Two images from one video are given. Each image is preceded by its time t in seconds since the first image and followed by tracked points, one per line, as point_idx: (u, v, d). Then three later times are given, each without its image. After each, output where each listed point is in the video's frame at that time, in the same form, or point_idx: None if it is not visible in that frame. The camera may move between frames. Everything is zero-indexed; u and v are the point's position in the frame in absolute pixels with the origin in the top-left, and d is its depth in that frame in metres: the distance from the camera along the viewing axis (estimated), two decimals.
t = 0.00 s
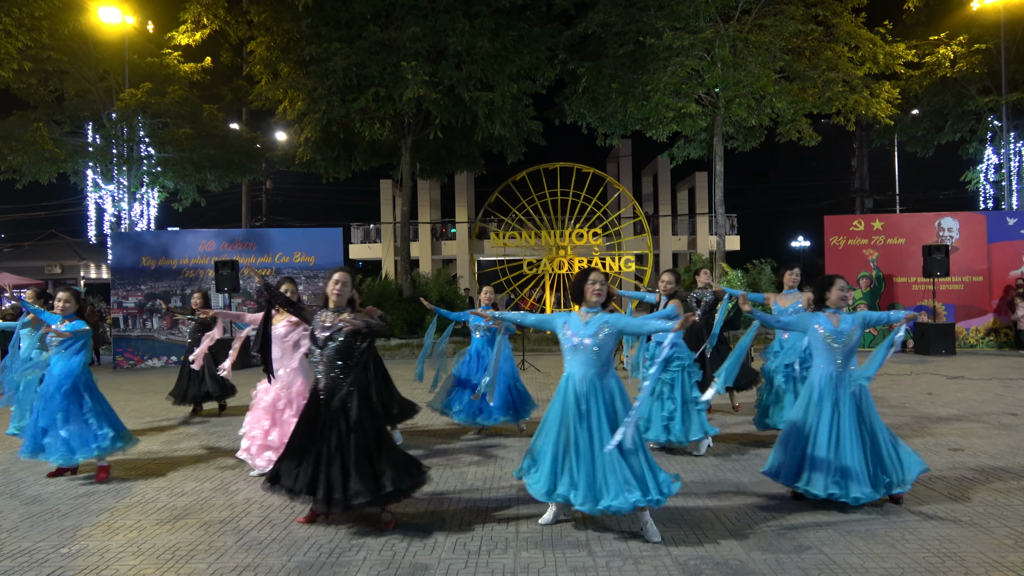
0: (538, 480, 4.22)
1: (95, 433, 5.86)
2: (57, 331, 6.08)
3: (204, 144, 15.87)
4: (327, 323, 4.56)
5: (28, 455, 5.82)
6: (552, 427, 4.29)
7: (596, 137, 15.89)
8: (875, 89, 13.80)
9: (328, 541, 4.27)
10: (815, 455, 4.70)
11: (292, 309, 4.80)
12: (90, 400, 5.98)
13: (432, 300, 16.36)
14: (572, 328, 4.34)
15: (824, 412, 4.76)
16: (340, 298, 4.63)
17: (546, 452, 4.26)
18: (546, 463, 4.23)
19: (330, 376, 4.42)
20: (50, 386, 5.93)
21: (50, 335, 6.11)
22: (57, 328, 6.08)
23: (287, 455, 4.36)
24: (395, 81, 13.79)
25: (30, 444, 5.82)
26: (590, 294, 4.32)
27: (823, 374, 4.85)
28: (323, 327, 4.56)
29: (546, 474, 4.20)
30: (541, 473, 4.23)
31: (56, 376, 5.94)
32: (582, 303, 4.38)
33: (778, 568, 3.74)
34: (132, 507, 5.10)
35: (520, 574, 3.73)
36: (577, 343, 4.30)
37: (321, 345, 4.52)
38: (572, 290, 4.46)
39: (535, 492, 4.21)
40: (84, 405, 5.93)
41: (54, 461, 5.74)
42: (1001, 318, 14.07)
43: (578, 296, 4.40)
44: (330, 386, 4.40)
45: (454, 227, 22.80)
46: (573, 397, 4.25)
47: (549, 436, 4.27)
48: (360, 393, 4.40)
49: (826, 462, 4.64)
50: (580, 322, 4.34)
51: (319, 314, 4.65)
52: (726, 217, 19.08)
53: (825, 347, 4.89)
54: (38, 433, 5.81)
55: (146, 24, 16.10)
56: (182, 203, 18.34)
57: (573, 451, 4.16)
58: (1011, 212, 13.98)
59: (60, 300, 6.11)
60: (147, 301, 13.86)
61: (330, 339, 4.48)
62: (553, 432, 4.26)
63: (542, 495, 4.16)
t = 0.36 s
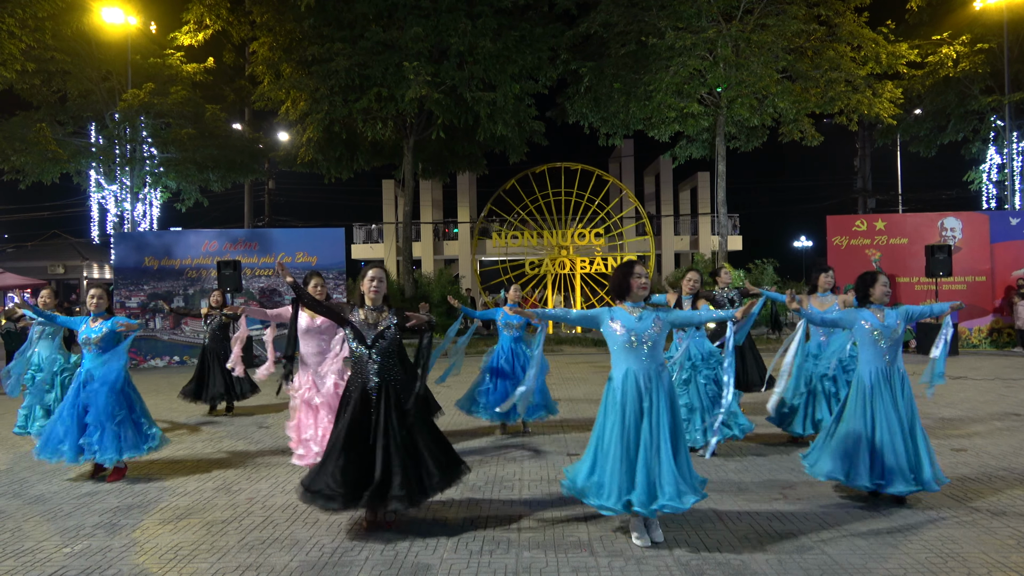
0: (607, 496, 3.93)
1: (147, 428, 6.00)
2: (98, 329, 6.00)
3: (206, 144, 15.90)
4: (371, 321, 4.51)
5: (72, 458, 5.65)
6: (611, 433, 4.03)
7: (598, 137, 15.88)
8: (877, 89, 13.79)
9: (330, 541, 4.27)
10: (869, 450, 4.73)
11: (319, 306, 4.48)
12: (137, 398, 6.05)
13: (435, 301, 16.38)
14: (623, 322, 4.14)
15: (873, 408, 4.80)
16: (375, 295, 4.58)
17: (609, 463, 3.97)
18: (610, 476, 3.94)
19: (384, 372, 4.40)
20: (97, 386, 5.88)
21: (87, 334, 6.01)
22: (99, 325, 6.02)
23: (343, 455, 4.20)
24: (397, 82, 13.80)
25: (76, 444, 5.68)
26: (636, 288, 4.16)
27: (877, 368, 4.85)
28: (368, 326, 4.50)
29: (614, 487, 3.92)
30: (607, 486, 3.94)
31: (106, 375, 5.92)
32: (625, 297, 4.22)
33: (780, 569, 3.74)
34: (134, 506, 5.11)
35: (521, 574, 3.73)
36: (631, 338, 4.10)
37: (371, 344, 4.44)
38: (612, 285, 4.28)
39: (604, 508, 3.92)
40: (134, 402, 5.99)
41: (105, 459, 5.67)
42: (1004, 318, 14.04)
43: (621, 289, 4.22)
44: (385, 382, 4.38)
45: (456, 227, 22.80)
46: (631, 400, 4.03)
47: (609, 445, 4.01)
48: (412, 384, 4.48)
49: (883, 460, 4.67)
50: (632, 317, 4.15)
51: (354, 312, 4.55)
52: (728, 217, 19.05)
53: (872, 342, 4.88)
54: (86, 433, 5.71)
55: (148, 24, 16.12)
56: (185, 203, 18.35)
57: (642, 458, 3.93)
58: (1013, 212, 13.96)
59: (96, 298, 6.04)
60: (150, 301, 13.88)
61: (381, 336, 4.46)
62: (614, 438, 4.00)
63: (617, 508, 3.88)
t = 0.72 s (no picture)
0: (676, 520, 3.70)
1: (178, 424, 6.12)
2: (123, 331, 5.96)
3: (206, 144, 15.90)
4: (413, 323, 4.47)
5: (113, 461, 5.67)
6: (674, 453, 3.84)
7: (597, 137, 15.87)
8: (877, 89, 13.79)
9: (330, 541, 4.27)
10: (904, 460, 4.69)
11: (352, 312, 4.40)
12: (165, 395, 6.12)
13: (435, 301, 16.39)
14: (676, 339, 3.93)
15: (906, 408, 4.78)
16: (409, 299, 4.55)
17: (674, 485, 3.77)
18: (678, 497, 3.74)
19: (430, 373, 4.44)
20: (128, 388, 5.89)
21: (113, 338, 5.93)
22: (122, 328, 5.97)
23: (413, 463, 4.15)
24: (397, 82, 13.80)
25: (115, 446, 5.70)
26: (676, 306, 4.03)
27: (905, 374, 4.85)
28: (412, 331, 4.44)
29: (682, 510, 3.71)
30: (677, 509, 3.72)
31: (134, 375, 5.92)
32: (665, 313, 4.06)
33: (781, 569, 3.73)
34: (133, 507, 5.10)
35: (521, 574, 3.73)
36: (687, 354, 3.91)
37: (418, 347, 4.42)
38: (650, 301, 4.12)
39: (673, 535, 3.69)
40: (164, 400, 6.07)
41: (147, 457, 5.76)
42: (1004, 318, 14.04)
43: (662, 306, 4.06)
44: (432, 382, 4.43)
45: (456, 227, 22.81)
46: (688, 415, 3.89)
47: (673, 464, 3.82)
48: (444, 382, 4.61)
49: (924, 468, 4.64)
50: (681, 334, 3.97)
51: (394, 317, 4.47)
52: (728, 217, 19.05)
53: (905, 346, 4.87)
54: (124, 434, 5.73)
55: (147, 23, 16.13)
56: (185, 203, 18.36)
57: (712, 474, 3.77)
58: (1014, 212, 13.94)
59: (117, 302, 5.97)
60: (150, 301, 13.88)
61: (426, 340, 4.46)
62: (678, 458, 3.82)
63: (687, 539, 3.65)
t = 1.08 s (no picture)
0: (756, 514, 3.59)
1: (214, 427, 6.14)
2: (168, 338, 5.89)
3: (206, 145, 15.91)
4: (459, 329, 4.41)
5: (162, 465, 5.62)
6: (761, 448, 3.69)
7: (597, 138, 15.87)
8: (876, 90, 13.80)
9: (329, 542, 4.27)
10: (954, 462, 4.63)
11: (402, 324, 4.27)
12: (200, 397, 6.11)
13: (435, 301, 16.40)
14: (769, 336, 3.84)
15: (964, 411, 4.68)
16: (449, 307, 4.47)
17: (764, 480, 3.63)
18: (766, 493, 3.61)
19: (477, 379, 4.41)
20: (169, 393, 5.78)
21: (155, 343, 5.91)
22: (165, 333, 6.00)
23: (483, 465, 4.10)
24: (396, 83, 13.81)
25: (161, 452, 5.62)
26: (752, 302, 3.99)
27: (968, 378, 4.75)
28: (460, 338, 4.39)
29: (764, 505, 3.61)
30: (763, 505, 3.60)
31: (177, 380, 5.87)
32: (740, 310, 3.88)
33: (780, 569, 3.73)
34: (133, 507, 5.11)
35: (520, 574, 3.74)
36: (780, 349, 3.82)
37: (467, 353, 4.37)
38: (727, 294, 3.94)
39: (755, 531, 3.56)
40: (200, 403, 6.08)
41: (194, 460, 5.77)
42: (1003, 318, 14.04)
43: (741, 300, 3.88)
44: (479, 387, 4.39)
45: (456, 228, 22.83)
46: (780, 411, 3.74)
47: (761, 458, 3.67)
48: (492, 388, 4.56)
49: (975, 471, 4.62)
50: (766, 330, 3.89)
51: (439, 325, 4.38)
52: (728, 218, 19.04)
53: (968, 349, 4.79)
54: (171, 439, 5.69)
55: (147, 24, 16.14)
56: (184, 204, 18.36)
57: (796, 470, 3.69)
58: (1013, 213, 13.94)
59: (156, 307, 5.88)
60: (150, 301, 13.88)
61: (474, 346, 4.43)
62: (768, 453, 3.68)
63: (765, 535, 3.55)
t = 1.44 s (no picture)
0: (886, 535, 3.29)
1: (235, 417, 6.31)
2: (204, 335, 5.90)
3: (205, 145, 15.90)
4: (509, 329, 4.15)
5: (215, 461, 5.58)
6: (864, 464, 3.44)
7: (597, 138, 15.87)
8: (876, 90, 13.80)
9: (329, 543, 4.27)
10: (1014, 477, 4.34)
11: (450, 330, 4.00)
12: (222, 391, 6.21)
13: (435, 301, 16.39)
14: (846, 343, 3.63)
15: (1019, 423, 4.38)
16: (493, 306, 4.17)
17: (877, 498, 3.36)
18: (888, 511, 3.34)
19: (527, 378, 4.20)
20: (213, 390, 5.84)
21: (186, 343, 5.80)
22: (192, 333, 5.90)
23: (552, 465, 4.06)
24: (396, 83, 13.83)
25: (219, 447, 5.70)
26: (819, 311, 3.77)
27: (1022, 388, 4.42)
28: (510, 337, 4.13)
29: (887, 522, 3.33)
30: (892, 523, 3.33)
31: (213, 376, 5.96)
32: (809, 316, 3.77)
33: (780, 568, 3.72)
34: (133, 507, 5.11)
35: (520, 574, 3.74)
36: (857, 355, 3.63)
37: (518, 353, 4.13)
38: (791, 304, 3.83)
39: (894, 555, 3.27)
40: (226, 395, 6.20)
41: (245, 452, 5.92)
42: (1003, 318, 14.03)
43: (807, 308, 3.77)
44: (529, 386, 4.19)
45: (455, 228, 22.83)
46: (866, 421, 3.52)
47: (869, 477, 3.41)
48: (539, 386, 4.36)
49: None
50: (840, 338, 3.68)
51: (488, 325, 4.11)
52: (728, 218, 19.05)
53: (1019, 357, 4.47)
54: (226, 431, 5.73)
55: (147, 24, 16.14)
56: (184, 204, 18.36)
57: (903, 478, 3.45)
58: (1013, 213, 13.93)
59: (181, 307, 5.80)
60: (149, 301, 13.88)
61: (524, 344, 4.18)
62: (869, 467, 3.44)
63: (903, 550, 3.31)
